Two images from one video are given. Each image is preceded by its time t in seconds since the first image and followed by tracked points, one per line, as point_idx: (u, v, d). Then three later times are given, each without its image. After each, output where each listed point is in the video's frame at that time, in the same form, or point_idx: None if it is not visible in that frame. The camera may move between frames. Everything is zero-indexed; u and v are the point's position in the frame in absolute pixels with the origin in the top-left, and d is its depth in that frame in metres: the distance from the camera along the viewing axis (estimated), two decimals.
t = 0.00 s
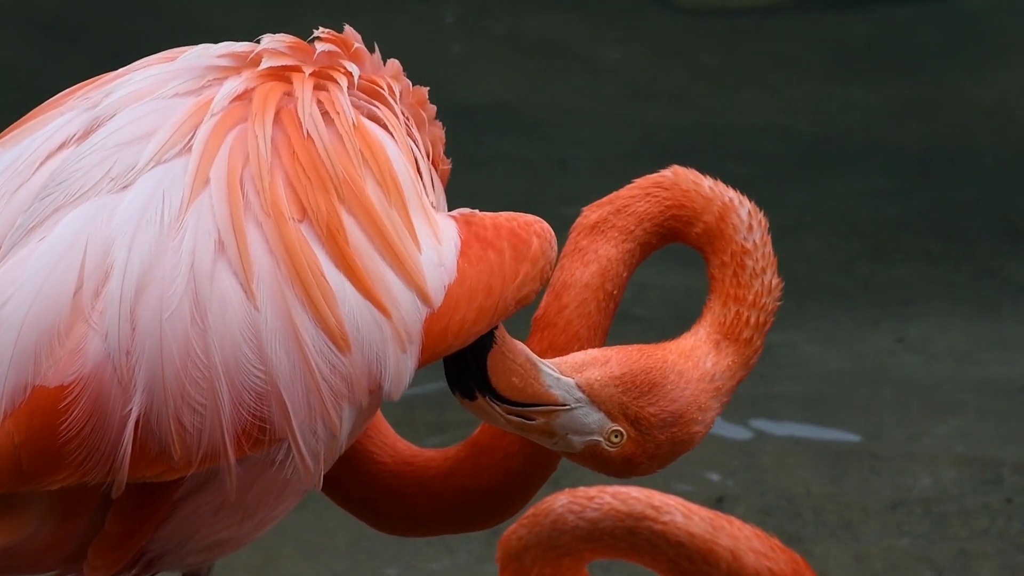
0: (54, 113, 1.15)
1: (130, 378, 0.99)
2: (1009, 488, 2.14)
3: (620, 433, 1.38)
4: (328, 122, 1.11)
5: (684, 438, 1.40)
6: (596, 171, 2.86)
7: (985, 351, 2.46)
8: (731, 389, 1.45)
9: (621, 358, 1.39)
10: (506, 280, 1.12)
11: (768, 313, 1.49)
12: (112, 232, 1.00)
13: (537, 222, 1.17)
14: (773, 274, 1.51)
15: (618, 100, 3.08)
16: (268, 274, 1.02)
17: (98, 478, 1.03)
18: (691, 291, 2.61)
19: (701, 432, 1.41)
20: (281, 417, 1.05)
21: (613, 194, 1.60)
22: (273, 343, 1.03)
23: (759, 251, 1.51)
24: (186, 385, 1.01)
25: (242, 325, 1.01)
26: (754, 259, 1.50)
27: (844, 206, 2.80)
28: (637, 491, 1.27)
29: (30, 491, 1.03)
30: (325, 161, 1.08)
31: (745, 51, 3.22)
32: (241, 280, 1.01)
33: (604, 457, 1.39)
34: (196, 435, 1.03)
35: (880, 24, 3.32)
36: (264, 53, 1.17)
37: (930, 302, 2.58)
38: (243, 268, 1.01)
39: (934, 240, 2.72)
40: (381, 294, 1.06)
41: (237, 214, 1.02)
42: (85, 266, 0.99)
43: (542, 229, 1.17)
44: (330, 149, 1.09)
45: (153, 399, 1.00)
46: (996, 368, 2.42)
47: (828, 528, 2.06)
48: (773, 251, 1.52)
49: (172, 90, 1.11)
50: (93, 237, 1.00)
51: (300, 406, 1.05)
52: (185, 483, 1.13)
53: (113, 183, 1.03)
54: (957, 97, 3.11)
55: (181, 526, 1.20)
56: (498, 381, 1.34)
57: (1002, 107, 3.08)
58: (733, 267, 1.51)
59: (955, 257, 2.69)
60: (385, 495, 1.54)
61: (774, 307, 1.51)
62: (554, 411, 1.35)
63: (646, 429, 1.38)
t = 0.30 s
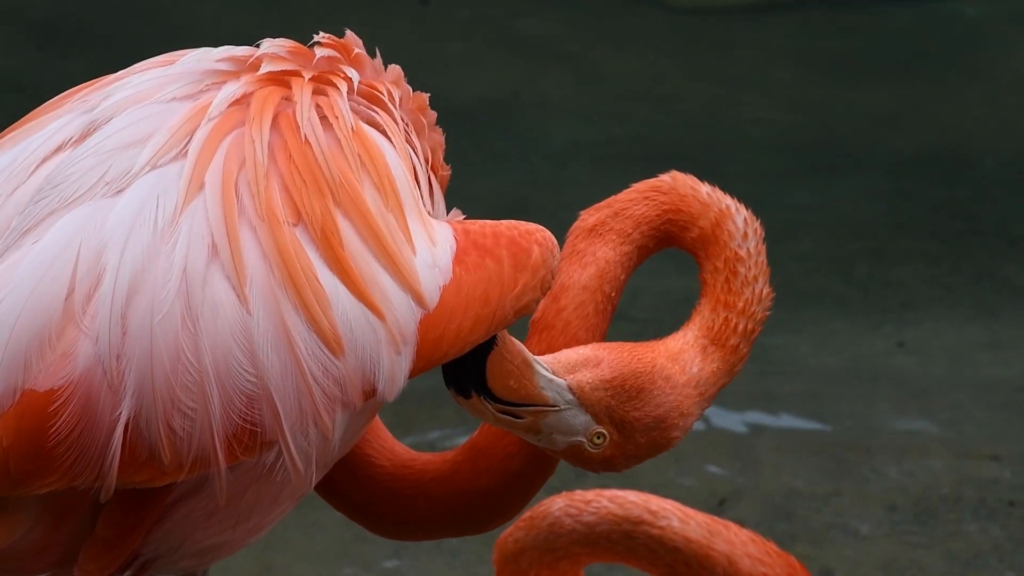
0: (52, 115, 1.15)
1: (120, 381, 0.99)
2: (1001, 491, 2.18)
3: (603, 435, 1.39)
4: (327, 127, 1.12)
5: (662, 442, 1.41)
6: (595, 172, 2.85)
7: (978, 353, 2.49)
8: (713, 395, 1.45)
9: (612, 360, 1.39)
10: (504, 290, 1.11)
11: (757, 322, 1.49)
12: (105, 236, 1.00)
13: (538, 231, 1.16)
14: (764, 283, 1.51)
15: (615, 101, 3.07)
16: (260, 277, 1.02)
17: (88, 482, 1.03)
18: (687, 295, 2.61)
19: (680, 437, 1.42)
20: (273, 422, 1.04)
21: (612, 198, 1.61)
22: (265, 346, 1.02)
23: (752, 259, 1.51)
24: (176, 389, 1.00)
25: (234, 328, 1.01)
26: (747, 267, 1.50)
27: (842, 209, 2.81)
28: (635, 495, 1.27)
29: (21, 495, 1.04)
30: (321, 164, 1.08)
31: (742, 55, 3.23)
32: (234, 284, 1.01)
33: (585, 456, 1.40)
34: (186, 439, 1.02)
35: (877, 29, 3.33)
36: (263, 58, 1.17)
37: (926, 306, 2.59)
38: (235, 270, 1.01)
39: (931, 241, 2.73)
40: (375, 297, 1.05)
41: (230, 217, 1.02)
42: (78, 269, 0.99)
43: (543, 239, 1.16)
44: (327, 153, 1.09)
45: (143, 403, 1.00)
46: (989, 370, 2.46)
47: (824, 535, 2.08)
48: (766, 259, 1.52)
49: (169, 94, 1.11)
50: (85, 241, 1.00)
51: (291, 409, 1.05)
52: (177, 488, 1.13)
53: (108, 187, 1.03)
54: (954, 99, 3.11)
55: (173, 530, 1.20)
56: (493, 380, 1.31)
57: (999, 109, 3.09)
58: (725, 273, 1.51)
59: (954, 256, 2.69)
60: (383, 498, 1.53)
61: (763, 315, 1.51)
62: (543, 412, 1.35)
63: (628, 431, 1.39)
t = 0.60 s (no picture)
0: (49, 112, 1.15)
1: (118, 377, 0.99)
2: (998, 484, 2.20)
3: (593, 425, 1.39)
4: (325, 121, 1.12)
5: (650, 432, 1.41)
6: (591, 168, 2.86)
7: (974, 345, 2.51)
8: (703, 386, 1.45)
9: (607, 351, 1.39)
10: (506, 286, 1.11)
11: (749, 315, 1.49)
12: (103, 233, 1.00)
13: (545, 227, 1.16)
14: (757, 277, 1.51)
15: (609, 98, 3.08)
16: (258, 270, 1.01)
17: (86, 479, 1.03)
18: (683, 288, 2.61)
19: (670, 427, 1.43)
20: (272, 417, 1.04)
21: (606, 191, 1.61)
22: (263, 339, 1.01)
23: (746, 252, 1.51)
24: (173, 384, 1.00)
25: (232, 322, 1.00)
26: (741, 259, 1.50)
27: (840, 205, 2.81)
28: (630, 489, 1.27)
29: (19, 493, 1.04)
30: (319, 157, 1.08)
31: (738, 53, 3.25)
32: (232, 277, 1.00)
33: (575, 445, 1.40)
34: (185, 434, 1.02)
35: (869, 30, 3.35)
36: (261, 53, 1.17)
37: (925, 301, 2.61)
38: (232, 264, 1.00)
39: (931, 235, 2.75)
40: (373, 288, 1.05)
41: (227, 211, 1.02)
42: (75, 266, 0.99)
43: (548, 235, 1.15)
44: (326, 146, 1.09)
45: (140, 399, 1.00)
46: (990, 361, 2.47)
47: (824, 525, 2.09)
48: (760, 252, 1.52)
49: (166, 91, 1.11)
50: (83, 238, 1.00)
51: (290, 401, 1.04)
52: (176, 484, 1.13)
53: (105, 184, 1.03)
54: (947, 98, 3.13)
55: (172, 525, 1.20)
56: (490, 372, 1.31)
57: (991, 108, 3.12)
58: (719, 265, 1.51)
59: (952, 252, 2.71)
60: (378, 490, 1.54)
61: (756, 309, 1.51)
62: (536, 402, 1.35)
63: (618, 422, 1.39)
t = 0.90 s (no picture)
0: (44, 112, 1.15)
1: (118, 376, 0.98)
2: (995, 487, 2.21)
3: (593, 422, 1.39)
4: (320, 114, 1.11)
5: (650, 429, 1.41)
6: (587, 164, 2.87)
7: (972, 340, 2.52)
8: (703, 382, 1.45)
9: (608, 349, 1.38)
10: (506, 280, 1.10)
11: (751, 309, 1.49)
12: (100, 233, 1.00)
13: (545, 219, 1.15)
14: (760, 270, 1.50)
15: (606, 90, 3.07)
16: (256, 264, 1.01)
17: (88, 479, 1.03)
18: (681, 283, 2.63)
19: (670, 424, 1.43)
20: (273, 412, 1.04)
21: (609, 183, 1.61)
22: (263, 334, 1.01)
23: (748, 245, 1.50)
24: (174, 382, 1.00)
25: (231, 317, 1.00)
26: (743, 253, 1.50)
27: (836, 199, 2.82)
28: (630, 482, 1.27)
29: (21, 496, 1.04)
30: (315, 150, 1.07)
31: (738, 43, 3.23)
32: (230, 273, 1.00)
33: (574, 442, 1.40)
34: (186, 432, 1.02)
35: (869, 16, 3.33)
36: (254, 48, 1.17)
37: (924, 300, 2.61)
38: (230, 260, 1.00)
39: (931, 235, 2.75)
40: (372, 279, 1.04)
41: (224, 207, 1.01)
42: (74, 267, 0.99)
43: (548, 227, 1.15)
44: (322, 139, 1.08)
45: (140, 397, 0.99)
46: (988, 359, 2.48)
47: (821, 530, 2.12)
48: (763, 245, 1.51)
49: (160, 89, 1.10)
50: (80, 238, 1.00)
51: (291, 395, 1.04)
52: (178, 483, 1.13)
53: (102, 183, 1.03)
54: (946, 88, 3.12)
55: (174, 523, 1.20)
56: (490, 372, 1.31)
57: (990, 97, 3.10)
58: (721, 258, 1.51)
59: (954, 254, 2.71)
60: (379, 485, 1.53)
61: (758, 302, 1.50)
62: (535, 399, 1.35)
63: (617, 419, 1.39)
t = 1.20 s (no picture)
0: (40, 114, 1.14)
1: (120, 379, 0.98)
2: (996, 480, 2.25)
3: (594, 416, 1.38)
4: (317, 111, 1.11)
5: (651, 424, 1.41)
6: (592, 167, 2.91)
7: (971, 339, 2.62)
8: (705, 377, 1.45)
9: (608, 342, 1.38)
10: (506, 273, 1.11)
11: (755, 305, 1.49)
12: (100, 235, 1.00)
13: (543, 211, 1.16)
14: (764, 266, 1.51)
15: (606, 89, 3.07)
16: (256, 263, 1.01)
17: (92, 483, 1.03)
18: (683, 280, 2.66)
19: (671, 419, 1.42)
20: (277, 412, 1.04)
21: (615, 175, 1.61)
22: (265, 333, 1.01)
23: (753, 241, 1.50)
24: (176, 383, 1.00)
25: (232, 317, 1.00)
26: (747, 248, 1.50)
27: (836, 195, 2.88)
28: (633, 474, 1.27)
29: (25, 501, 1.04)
30: (314, 146, 1.07)
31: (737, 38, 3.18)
32: (230, 273, 1.00)
33: (575, 435, 1.40)
34: (190, 433, 1.02)
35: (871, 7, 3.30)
36: (250, 46, 1.17)
37: (924, 300, 2.71)
38: (231, 261, 1.00)
39: (930, 235, 2.83)
40: (373, 275, 1.04)
41: (223, 206, 1.01)
42: (74, 270, 0.99)
43: (547, 219, 1.16)
44: (320, 135, 1.08)
45: (143, 400, 0.99)
46: (987, 362, 2.56)
47: (821, 522, 2.16)
48: (767, 241, 1.51)
49: (156, 89, 1.10)
50: (80, 241, 1.00)
51: (294, 393, 1.04)
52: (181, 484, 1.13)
53: (100, 185, 1.03)
54: (945, 81, 3.11)
55: (178, 523, 1.20)
56: (489, 360, 1.31)
57: (990, 96, 3.09)
58: (726, 253, 1.51)
59: (953, 254, 2.80)
60: (381, 478, 1.54)
61: (762, 298, 1.50)
62: (535, 390, 1.35)
63: (618, 412, 1.39)
